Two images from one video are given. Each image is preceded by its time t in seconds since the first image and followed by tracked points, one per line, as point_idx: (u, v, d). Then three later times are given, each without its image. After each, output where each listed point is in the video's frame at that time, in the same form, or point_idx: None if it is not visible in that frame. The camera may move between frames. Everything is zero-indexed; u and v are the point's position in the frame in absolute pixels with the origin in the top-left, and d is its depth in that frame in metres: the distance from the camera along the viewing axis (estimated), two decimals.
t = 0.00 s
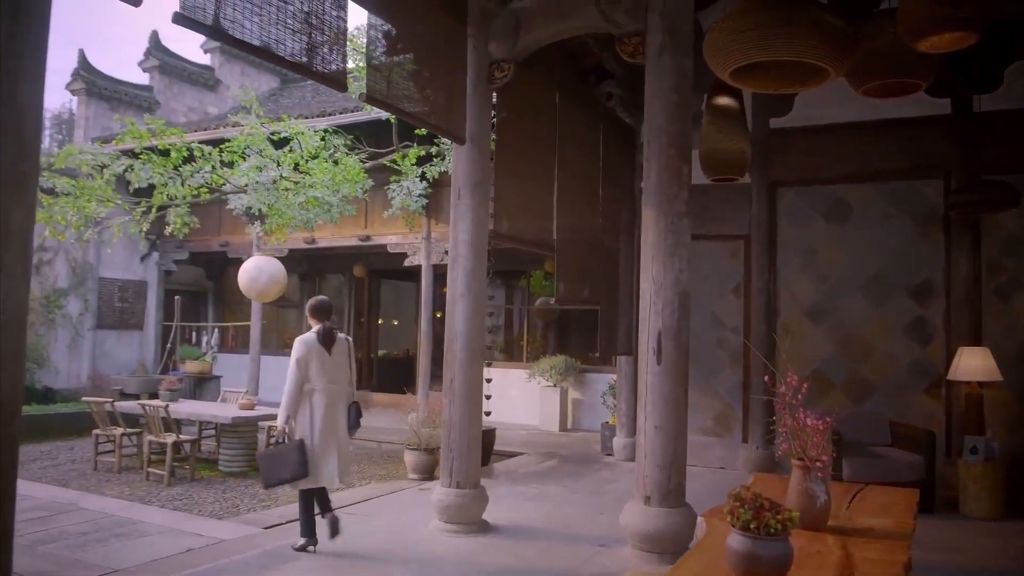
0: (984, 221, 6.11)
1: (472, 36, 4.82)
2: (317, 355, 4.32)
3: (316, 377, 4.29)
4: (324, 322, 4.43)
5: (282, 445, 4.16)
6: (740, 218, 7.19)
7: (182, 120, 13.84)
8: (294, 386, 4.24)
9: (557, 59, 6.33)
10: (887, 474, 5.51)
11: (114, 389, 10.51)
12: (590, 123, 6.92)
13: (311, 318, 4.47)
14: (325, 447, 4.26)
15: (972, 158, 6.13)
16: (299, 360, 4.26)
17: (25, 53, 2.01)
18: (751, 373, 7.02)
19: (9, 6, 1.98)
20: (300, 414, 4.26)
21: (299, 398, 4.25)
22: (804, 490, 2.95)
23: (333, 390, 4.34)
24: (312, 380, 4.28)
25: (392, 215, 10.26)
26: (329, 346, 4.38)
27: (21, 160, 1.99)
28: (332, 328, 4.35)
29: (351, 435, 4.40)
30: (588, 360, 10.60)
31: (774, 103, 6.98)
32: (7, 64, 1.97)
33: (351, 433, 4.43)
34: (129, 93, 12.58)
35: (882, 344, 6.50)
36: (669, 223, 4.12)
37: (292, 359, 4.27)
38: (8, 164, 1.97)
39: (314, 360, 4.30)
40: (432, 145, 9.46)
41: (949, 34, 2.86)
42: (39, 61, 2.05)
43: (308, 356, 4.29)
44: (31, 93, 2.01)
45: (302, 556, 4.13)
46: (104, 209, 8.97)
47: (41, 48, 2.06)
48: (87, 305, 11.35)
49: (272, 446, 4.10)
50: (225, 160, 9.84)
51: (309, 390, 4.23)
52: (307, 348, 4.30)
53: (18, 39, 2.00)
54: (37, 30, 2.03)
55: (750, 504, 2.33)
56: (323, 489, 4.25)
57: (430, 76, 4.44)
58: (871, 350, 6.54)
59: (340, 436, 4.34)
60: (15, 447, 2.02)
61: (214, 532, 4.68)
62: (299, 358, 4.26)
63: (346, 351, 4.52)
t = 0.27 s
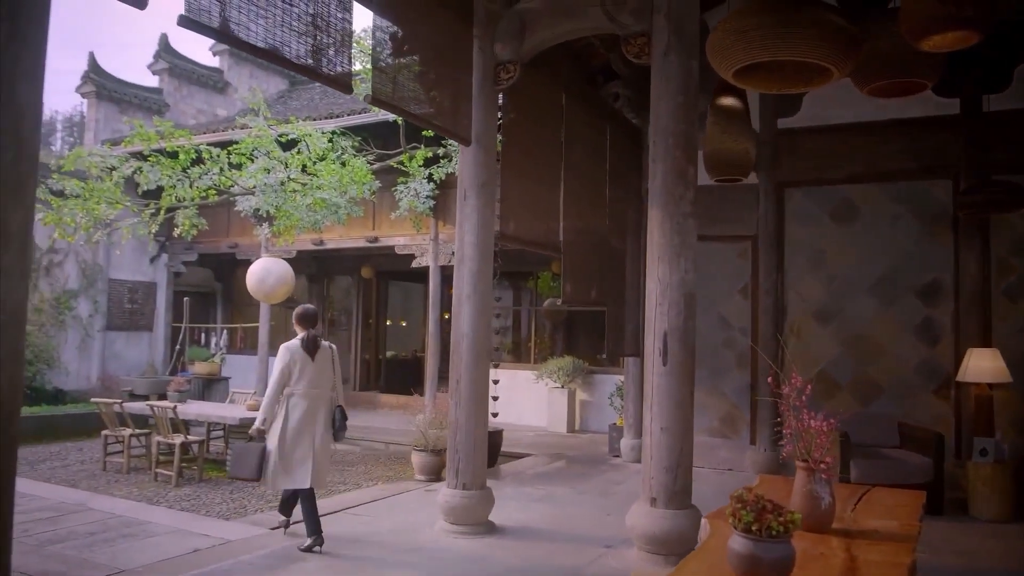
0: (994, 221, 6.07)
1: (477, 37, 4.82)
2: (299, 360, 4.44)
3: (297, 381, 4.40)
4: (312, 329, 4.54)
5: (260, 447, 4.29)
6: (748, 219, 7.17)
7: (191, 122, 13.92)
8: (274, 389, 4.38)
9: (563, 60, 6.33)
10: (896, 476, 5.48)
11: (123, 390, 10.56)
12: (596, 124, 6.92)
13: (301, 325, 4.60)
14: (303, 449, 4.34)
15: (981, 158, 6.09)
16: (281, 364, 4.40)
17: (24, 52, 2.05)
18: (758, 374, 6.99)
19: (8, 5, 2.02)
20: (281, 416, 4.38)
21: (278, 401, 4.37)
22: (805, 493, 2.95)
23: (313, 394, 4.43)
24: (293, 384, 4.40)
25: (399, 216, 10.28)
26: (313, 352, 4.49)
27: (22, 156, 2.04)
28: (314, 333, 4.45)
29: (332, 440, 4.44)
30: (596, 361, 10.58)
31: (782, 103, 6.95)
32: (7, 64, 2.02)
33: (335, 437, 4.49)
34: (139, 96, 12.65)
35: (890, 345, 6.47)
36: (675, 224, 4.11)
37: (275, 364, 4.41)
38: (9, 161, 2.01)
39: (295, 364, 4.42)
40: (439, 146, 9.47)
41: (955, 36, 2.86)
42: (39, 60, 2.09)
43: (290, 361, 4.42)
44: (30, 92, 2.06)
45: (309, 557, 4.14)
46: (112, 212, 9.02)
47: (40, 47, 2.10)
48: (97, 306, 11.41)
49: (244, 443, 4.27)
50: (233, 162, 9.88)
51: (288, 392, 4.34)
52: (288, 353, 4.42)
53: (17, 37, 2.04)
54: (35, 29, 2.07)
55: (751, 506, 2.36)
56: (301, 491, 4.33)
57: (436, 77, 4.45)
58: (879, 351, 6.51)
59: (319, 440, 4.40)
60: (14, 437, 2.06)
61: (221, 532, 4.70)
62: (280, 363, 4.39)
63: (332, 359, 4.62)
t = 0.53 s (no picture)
0: (1008, 221, 6.01)
1: (486, 39, 4.83)
2: (286, 355, 4.80)
3: (284, 375, 4.77)
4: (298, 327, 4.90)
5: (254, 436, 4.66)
6: (759, 220, 7.14)
7: (204, 124, 14.02)
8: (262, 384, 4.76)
9: (571, 61, 6.32)
10: (909, 478, 5.43)
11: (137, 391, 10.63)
12: (606, 124, 6.91)
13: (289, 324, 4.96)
14: (292, 438, 4.71)
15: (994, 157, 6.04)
16: (269, 360, 4.77)
17: (23, 52, 2.17)
18: (769, 375, 6.95)
19: (8, 6, 2.14)
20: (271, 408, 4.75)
21: (269, 394, 4.74)
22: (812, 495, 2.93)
23: (299, 387, 4.79)
24: (281, 378, 4.77)
25: (410, 218, 10.30)
26: (299, 348, 4.85)
27: (21, 154, 2.14)
28: (299, 331, 4.81)
29: (318, 430, 4.78)
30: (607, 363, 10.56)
31: (793, 103, 6.91)
32: (8, 64, 2.13)
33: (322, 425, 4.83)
34: (152, 99, 12.76)
35: (903, 346, 6.42)
36: (684, 224, 4.10)
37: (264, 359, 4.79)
38: (9, 161, 2.12)
39: (282, 359, 4.79)
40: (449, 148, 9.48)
41: (961, 33, 2.88)
42: (37, 62, 2.20)
43: (277, 357, 4.78)
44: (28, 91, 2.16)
45: (318, 558, 4.15)
46: (125, 214, 9.09)
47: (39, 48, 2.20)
48: (111, 308, 11.50)
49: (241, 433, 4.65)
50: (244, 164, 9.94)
51: (274, 386, 4.71)
52: (276, 349, 4.79)
53: (17, 37, 2.15)
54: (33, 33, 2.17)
55: (755, 509, 2.39)
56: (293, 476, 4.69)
57: (445, 78, 4.46)
58: (891, 352, 6.46)
59: (306, 430, 4.74)
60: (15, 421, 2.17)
61: (232, 532, 4.73)
62: (269, 358, 4.76)
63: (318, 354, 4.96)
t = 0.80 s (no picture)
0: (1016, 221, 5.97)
1: (491, 40, 4.83)
2: (275, 372, 5.03)
3: (275, 391, 5.00)
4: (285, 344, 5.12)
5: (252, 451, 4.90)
6: (765, 220, 7.12)
7: (212, 126, 14.08)
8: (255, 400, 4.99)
9: (577, 61, 6.32)
10: (916, 480, 5.41)
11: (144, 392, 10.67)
12: (612, 125, 6.91)
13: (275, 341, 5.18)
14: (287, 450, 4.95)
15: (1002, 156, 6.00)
16: (259, 379, 4.99)
17: (24, 53, 2.11)
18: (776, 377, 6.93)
19: (8, 5, 2.08)
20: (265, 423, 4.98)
21: (262, 410, 4.97)
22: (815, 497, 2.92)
23: (289, 402, 5.02)
24: (273, 394, 5.00)
25: (416, 219, 10.31)
26: (287, 364, 5.06)
27: (21, 157, 2.09)
28: (285, 348, 5.02)
29: (311, 440, 5.04)
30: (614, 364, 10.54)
31: (800, 103, 6.89)
32: (7, 65, 2.07)
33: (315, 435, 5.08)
34: (160, 101, 12.81)
35: (911, 347, 6.39)
36: (689, 225, 4.09)
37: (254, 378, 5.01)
38: (10, 163, 2.07)
39: (272, 376, 5.01)
40: (455, 149, 9.49)
41: (963, 33, 2.89)
42: (38, 66, 2.15)
43: (267, 374, 5.01)
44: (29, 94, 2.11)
45: (324, 559, 4.16)
46: (133, 215, 9.13)
47: (39, 49, 2.15)
48: (119, 309, 11.55)
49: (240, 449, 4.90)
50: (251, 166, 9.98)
51: (267, 403, 4.94)
52: (265, 367, 5.01)
53: (17, 37, 2.10)
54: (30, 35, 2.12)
55: (757, 511, 2.40)
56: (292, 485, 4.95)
57: (450, 80, 4.46)
58: (898, 354, 6.43)
59: (299, 442, 4.97)
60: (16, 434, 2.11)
61: (238, 533, 4.74)
62: (259, 376, 4.98)
63: (306, 367, 5.16)
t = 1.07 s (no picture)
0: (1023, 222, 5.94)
1: (495, 41, 4.84)
2: (266, 365, 5.37)
3: (263, 382, 5.34)
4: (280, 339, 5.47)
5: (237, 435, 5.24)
6: (771, 221, 7.11)
7: (218, 128, 14.14)
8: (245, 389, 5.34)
9: (582, 62, 6.32)
10: (922, 482, 5.38)
11: (150, 393, 10.70)
12: (617, 126, 6.91)
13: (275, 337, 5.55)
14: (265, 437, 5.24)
15: (1009, 157, 5.97)
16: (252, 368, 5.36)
17: (23, 53, 2.04)
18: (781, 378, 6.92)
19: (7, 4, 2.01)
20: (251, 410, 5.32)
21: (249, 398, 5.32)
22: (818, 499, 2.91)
23: (275, 394, 5.34)
24: (261, 384, 5.33)
25: (421, 221, 10.33)
26: (278, 358, 5.42)
27: (21, 158, 2.02)
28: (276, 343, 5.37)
29: (290, 433, 5.31)
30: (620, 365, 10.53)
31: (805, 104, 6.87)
32: (6, 64, 2.00)
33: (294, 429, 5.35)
34: (167, 103, 12.86)
35: (917, 348, 6.37)
36: (693, 226, 4.08)
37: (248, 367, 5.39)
38: (9, 164, 2.00)
39: (262, 367, 5.36)
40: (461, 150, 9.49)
41: (965, 33, 2.89)
42: (37, 65, 2.07)
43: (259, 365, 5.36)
44: (29, 95, 2.04)
45: (328, 560, 4.17)
46: (139, 217, 9.17)
47: (39, 49, 2.08)
48: (126, 311, 11.61)
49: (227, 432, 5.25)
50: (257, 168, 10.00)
51: (254, 392, 5.27)
52: (258, 358, 5.38)
53: (14, 36, 2.02)
54: (31, 35, 2.06)
55: (758, 512, 2.40)
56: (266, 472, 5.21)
57: (454, 81, 4.47)
58: (905, 355, 6.41)
59: (278, 432, 5.28)
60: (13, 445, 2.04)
61: (243, 534, 4.75)
62: (251, 366, 5.35)
63: (297, 364, 5.51)
